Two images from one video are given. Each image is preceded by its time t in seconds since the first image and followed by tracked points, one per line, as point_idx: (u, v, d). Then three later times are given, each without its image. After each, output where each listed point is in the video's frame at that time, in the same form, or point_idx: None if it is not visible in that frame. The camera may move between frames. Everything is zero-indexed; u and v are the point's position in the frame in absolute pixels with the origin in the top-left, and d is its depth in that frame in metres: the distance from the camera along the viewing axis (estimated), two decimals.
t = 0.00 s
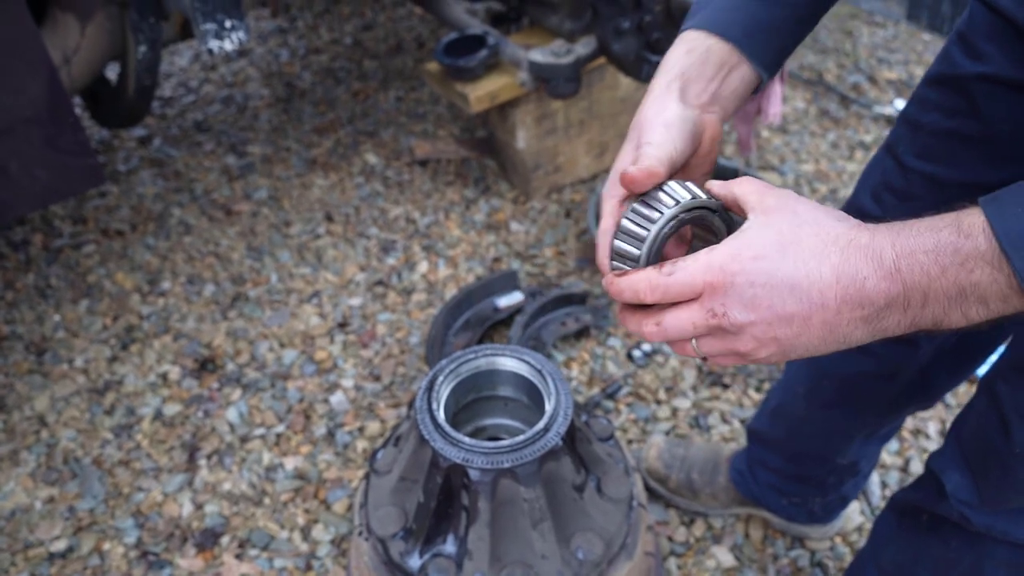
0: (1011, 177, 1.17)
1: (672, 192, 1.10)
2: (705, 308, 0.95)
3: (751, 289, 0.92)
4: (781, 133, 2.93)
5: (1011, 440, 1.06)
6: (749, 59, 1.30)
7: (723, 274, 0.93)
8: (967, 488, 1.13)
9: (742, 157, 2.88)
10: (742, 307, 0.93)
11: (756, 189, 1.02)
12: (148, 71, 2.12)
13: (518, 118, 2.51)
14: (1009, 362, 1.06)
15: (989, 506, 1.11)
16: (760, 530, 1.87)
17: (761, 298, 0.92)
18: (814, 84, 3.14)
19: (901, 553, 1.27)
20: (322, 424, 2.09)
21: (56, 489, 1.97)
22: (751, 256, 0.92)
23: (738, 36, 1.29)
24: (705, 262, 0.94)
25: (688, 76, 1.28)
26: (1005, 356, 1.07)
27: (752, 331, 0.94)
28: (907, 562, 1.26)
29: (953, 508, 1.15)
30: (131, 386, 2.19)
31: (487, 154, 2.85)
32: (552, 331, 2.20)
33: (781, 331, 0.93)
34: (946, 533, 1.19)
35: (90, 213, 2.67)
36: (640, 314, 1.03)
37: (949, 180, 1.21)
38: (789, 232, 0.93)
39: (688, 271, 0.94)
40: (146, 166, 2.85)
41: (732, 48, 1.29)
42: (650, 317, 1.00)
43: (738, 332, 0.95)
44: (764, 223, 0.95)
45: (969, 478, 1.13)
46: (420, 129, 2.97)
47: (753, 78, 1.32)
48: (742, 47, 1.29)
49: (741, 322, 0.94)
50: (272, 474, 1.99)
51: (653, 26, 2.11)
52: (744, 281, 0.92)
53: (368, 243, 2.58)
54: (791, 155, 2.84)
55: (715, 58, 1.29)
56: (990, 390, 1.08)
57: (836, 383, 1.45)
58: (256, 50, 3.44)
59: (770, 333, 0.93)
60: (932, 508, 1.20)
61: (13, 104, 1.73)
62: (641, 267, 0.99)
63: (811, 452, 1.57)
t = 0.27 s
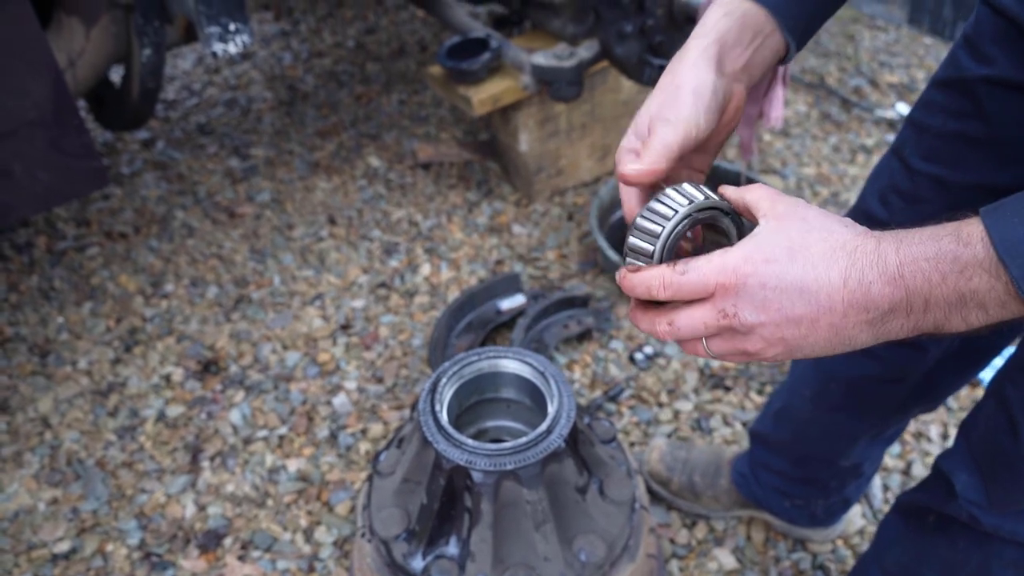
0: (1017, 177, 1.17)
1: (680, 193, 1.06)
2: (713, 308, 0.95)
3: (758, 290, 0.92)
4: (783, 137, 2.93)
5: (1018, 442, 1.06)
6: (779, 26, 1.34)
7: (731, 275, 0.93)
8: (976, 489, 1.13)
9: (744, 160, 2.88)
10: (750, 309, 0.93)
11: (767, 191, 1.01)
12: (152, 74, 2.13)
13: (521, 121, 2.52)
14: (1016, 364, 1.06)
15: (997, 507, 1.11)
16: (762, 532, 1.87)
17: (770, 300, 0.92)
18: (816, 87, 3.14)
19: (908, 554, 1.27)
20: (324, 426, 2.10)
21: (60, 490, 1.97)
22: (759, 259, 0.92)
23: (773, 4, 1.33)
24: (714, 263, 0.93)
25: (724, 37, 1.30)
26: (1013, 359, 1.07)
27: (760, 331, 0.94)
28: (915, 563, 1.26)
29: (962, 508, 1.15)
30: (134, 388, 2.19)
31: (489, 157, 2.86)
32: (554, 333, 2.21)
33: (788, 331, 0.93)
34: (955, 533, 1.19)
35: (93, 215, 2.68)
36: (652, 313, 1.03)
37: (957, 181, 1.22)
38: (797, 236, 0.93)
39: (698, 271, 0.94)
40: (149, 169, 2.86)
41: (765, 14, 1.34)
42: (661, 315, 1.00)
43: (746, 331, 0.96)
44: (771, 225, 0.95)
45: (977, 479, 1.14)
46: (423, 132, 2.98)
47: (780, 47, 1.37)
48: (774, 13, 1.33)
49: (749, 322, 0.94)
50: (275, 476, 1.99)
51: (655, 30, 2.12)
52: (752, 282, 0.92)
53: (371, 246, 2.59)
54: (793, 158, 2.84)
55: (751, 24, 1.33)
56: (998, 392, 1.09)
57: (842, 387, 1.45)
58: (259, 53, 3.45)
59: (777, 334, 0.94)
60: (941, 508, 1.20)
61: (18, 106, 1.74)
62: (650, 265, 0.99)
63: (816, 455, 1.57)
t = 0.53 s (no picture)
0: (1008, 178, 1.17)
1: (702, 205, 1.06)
2: (732, 330, 0.94)
3: (778, 314, 0.91)
4: (781, 139, 2.94)
5: (1012, 441, 1.07)
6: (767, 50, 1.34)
7: (750, 299, 0.91)
8: (970, 488, 1.14)
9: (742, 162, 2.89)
10: (769, 331, 0.92)
11: (782, 205, 0.99)
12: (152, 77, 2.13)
13: (520, 124, 2.52)
14: (1009, 363, 1.07)
15: (991, 506, 1.12)
16: (761, 534, 1.87)
17: (789, 323, 0.91)
18: (814, 90, 3.15)
19: (903, 553, 1.27)
20: (324, 428, 2.10)
21: (59, 492, 1.97)
22: (778, 283, 0.90)
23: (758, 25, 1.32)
24: (732, 287, 0.92)
25: (706, 59, 1.32)
26: (1006, 357, 1.07)
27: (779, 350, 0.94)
28: (909, 562, 1.26)
29: (956, 507, 1.16)
30: (133, 390, 2.19)
31: (489, 160, 2.86)
32: (553, 335, 2.21)
33: (807, 351, 0.92)
34: (949, 533, 1.20)
35: (93, 217, 2.68)
36: (669, 331, 1.02)
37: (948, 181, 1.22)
38: (816, 257, 0.91)
39: (717, 295, 0.92)
40: (149, 171, 2.87)
41: (752, 38, 1.33)
42: (678, 333, 0.99)
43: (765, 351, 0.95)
44: (789, 245, 0.93)
45: (971, 478, 1.14)
46: (422, 134, 2.99)
47: (771, 67, 1.36)
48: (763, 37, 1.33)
49: (768, 344, 0.93)
50: (274, 477, 2.00)
51: (654, 32, 2.12)
52: (772, 306, 0.90)
53: (371, 248, 2.59)
54: (792, 161, 2.85)
55: (735, 44, 1.33)
56: (991, 392, 1.09)
57: (837, 387, 1.45)
58: (259, 55, 3.45)
59: (796, 353, 0.93)
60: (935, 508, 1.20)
61: (18, 107, 1.74)
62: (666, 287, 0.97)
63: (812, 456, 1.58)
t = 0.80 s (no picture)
0: (1000, 175, 1.18)
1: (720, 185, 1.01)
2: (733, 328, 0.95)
3: (777, 320, 0.90)
4: (779, 139, 2.94)
5: (1006, 438, 1.07)
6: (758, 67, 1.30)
7: (750, 305, 0.91)
8: (966, 485, 1.14)
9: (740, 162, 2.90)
10: (769, 334, 0.93)
11: (791, 200, 0.96)
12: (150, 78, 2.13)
13: (518, 124, 2.53)
14: (1004, 361, 1.07)
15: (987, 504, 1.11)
16: (759, 533, 1.87)
17: (789, 330, 0.91)
18: (812, 90, 3.15)
19: (900, 551, 1.28)
20: (322, 428, 2.10)
21: (58, 493, 1.97)
22: (779, 291, 0.89)
23: (745, 43, 1.29)
24: (732, 292, 0.91)
25: (698, 70, 1.29)
26: (1001, 354, 1.08)
27: (779, 350, 0.94)
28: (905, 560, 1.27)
29: (951, 504, 1.16)
30: (132, 391, 2.19)
31: (487, 160, 2.86)
32: (551, 335, 2.21)
33: (807, 353, 0.93)
34: (945, 530, 1.20)
35: (91, 218, 2.68)
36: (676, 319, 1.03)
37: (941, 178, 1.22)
38: (818, 265, 0.89)
39: (717, 298, 0.92)
40: (147, 172, 2.87)
41: (741, 54, 1.29)
42: (681, 324, 1.01)
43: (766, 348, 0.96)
44: (793, 250, 0.91)
45: (967, 475, 1.14)
46: (420, 135, 2.99)
47: (765, 82, 1.32)
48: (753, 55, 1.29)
49: (768, 344, 0.94)
50: (273, 478, 2.00)
51: (652, 32, 2.11)
52: (771, 313, 0.90)
53: (369, 249, 2.59)
54: (790, 161, 2.85)
55: (724, 59, 1.29)
56: (986, 389, 1.10)
57: (833, 386, 1.45)
58: (257, 56, 3.45)
59: (796, 353, 0.94)
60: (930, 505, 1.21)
61: (16, 109, 1.74)
62: (669, 284, 0.97)
63: (810, 455, 1.58)
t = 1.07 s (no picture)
0: (994, 175, 1.18)
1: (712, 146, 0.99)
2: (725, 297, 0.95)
3: (770, 293, 0.90)
4: (778, 140, 2.94)
5: (999, 437, 1.07)
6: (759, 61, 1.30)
7: (745, 277, 0.90)
8: (960, 485, 1.15)
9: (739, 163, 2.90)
10: (760, 307, 0.92)
11: (790, 168, 0.94)
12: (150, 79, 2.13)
13: (518, 125, 2.53)
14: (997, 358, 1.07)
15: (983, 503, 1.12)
16: (759, 534, 1.88)
17: (782, 302, 0.90)
18: (811, 91, 3.16)
19: (894, 551, 1.28)
20: (322, 429, 2.10)
21: (57, 494, 1.97)
22: (775, 262, 0.89)
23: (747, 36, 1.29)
24: (728, 263, 0.91)
25: (700, 63, 1.28)
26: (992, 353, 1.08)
27: (768, 323, 0.94)
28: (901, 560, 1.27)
29: (945, 505, 1.17)
30: (131, 391, 2.19)
31: (486, 161, 2.87)
32: (551, 336, 2.21)
33: (796, 326, 0.93)
34: (940, 531, 1.20)
35: (90, 219, 2.69)
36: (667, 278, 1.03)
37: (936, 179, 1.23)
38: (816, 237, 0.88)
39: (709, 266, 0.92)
40: (147, 173, 2.87)
41: (743, 47, 1.29)
42: (673, 287, 1.01)
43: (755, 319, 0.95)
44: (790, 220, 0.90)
45: (961, 474, 1.15)
46: (420, 135, 2.99)
47: (766, 73, 1.31)
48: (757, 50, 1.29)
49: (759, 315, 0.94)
50: (273, 479, 2.00)
51: (651, 33, 2.12)
52: (765, 286, 0.90)
53: (368, 250, 2.60)
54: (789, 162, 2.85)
55: (725, 52, 1.29)
56: (979, 387, 1.10)
57: (830, 385, 1.46)
58: (257, 57, 3.46)
59: (785, 326, 0.94)
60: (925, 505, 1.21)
61: (14, 112, 1.75)
62: (665, 249, 0.96)
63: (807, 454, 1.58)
